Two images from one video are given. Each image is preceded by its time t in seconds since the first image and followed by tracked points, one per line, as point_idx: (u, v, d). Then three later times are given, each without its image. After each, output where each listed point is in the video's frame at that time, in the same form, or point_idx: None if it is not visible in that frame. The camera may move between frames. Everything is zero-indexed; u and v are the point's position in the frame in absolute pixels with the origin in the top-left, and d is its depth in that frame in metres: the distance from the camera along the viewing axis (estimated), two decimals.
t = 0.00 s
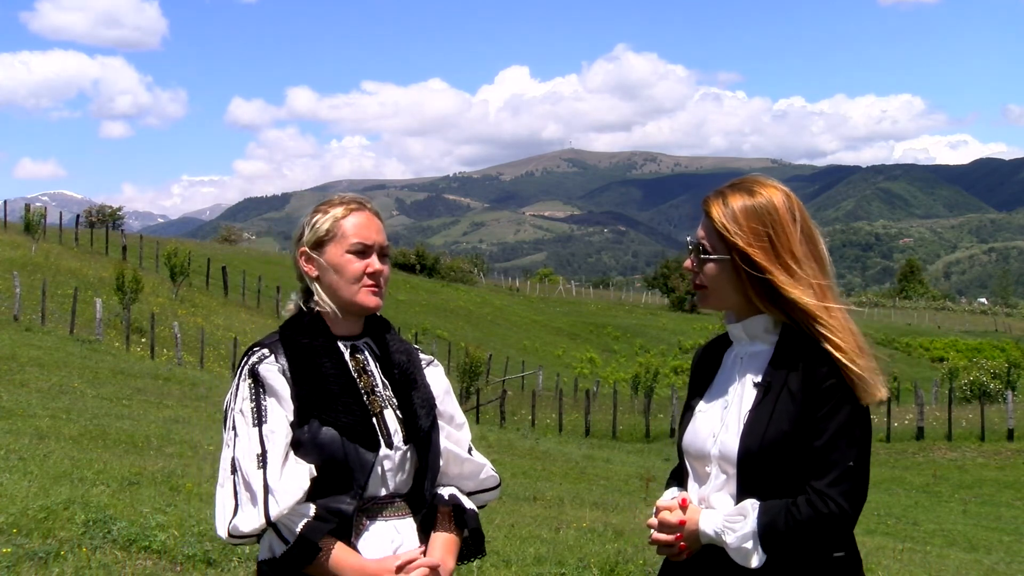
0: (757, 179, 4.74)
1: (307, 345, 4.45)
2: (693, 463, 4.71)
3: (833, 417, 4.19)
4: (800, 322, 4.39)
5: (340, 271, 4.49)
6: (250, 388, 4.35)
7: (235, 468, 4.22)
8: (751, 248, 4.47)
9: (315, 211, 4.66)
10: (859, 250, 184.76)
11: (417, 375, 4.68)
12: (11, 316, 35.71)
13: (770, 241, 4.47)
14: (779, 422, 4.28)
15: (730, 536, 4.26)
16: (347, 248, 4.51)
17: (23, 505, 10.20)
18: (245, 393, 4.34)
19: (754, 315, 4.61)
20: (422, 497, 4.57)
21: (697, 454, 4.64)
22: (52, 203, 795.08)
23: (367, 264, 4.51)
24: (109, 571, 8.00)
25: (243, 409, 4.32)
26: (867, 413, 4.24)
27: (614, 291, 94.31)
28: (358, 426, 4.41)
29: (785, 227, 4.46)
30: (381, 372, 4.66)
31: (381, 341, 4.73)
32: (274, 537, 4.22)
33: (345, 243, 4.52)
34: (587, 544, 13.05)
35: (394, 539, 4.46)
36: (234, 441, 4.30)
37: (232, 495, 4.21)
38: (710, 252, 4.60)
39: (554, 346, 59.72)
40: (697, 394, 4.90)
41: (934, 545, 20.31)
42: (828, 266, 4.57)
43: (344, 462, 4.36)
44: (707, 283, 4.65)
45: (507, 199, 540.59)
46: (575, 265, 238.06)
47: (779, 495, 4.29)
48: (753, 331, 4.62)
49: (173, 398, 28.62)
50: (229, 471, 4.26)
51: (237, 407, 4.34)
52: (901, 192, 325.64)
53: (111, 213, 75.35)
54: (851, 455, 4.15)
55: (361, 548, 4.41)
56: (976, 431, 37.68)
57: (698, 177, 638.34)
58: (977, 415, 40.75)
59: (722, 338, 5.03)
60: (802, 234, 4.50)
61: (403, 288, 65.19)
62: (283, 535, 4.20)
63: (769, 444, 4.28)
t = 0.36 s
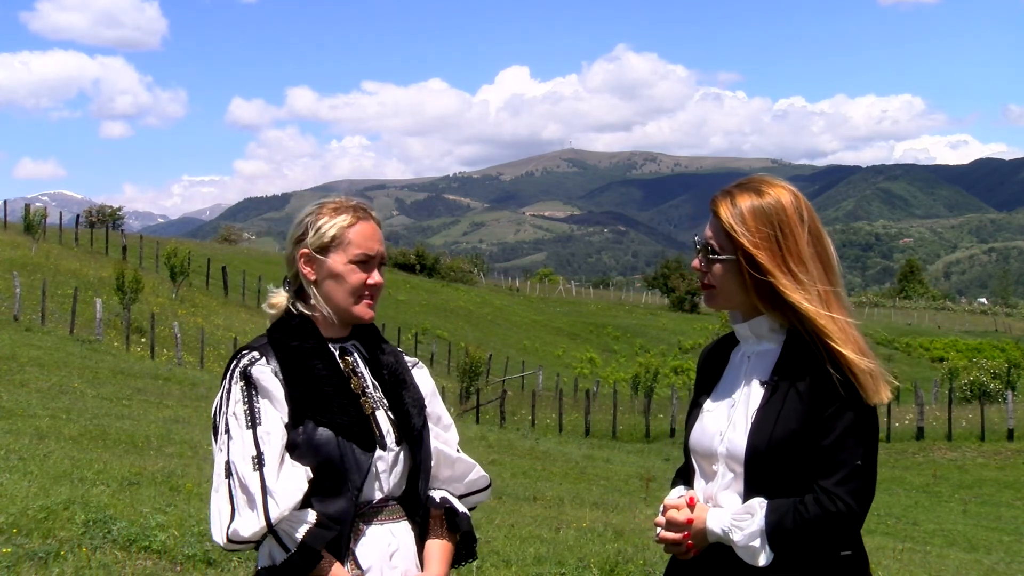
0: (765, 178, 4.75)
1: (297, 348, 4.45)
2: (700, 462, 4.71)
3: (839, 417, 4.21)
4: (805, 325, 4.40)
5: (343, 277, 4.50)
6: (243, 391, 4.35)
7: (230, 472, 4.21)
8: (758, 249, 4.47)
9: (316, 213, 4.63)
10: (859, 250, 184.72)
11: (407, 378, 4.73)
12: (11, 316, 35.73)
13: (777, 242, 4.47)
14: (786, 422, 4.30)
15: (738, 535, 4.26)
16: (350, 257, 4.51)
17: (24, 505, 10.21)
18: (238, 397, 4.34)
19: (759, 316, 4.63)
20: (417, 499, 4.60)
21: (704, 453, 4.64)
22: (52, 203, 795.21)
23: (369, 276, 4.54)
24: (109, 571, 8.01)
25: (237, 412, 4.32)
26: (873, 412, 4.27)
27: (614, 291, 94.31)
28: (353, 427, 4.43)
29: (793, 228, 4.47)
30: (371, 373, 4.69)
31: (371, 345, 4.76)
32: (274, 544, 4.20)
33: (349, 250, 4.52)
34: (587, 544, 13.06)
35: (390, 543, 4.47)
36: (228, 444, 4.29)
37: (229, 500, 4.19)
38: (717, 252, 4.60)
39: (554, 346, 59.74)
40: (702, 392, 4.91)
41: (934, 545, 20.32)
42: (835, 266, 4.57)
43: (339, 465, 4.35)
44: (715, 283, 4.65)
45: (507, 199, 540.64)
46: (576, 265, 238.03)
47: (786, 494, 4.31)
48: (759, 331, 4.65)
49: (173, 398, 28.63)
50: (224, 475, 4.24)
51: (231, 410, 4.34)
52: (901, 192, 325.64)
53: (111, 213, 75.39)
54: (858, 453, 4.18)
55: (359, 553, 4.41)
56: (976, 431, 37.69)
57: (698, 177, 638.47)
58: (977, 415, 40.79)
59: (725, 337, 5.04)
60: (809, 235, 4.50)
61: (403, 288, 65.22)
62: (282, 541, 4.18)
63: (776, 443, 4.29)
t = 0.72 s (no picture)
0: (771, 178, 4.73)
1: (289, 351, 4.44)
2: (704, 460, 4.70)
3: (844, 416, 4.21)
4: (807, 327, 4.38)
5: (338, 280, 4.50)
6: (233, 394, 4.32)
7: (220, 476, 4.17)
8: (762, 251, 4.46)
9: (309, 213, 4.61)
10: (859, 250, 184.75)
11: (397, 382, 4.75)
12: (11, 316, 35.72)
13: (783, 242, 4.45)
14: (791, 421, 4.30)
15: (743, 534, 4.26)
16: (344, 259, 4.51)
17: (23, 505, 10.20)
18: (228, 400, 4.31)
19: (764, 316, 4.63)
20: (406, 504, 4.62)
21: (709, 452, 4.64)
22: (52, 203, 795.29)
23: (363, 277, 4.55)
24: (109, 571, 8.01)
25: (227, 416, 4.29)
26: (879, 411, 4.26)
27: (615, 291, 94.29)
28: (344, 432, 4.43)
29: (797, 229, 4.45)
30: (362, 378, 4.68)
31: (362, 349, 4.75)
32: (263, 550, 4.19)
33: (343, 252, 4.52)
34: (587, 544, 13.06)
35: (379, 549, 4.46)
36: (219, 449, 4.26)
37: (218, 505, 4.15)
38: (722, 252, 4.60)
39: (554, 346, 59.73)
40: (705, 390, 4.92)
41: (934, 545, 20.33)
42: (841, 266, 4.55)
43: (330, 469, 4.35)
44: (720, 282, 4.66)
45: (507, 199, 540.46)
46: (576, 266, 238.02)
47: (792, 493, 4.30)
48: (764, 330, 4.65)
49: (173, 398, 28.62)
50: (213, 479, 4.20)
51: (221, 413, 4.30)
52: (901, 192, 325.62)
53: (111, 213, 75.39)
54: (862, 453, 4.18)
55: (348, 559, 4.39)
56: (976, 431, 37.68)
57: (698, 177, 638.46)
58: (977, 415, 40.79)
59: (728, 336, 5.04)
60: (813, 236, 4.48)
61: (403, 288, 65.22)
62: (271, 547, 4.17)
63: (781, 442, 4.28)
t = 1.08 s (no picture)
0: (769, 178, 4.74)
1: (285, 351, 4.45)
2: (704, 460, 4.71)
3: (845, 416, 4.21)
4: (809, 325, 4.38)
5: (327, 276, 4.51)
6: (229, 395, 4.34)
7: (214, 477, 4.20)
8: (764, 251, 4.47)
9: (299, 214, 4.65)
10: (859, 250, 184.71)
11: (398, 382, 4.73)
12: (11, 316, 35.73)
13: (783, 242, 4.46)
14: (791, 420, 4.30)
15: (744, 533, 4.27)
16: (333, 254, 4.51)
17: (23, 505, 10.21)
18: (224, 401, 4.32)
19: (764, 315, 4.63)
20: (405, 505, 4.61)
21: (709, 452, 4.64)
22: (52, 203, 795.37)
23: (353, 272, 4.53)
24: (109, 571, 8.01)
25: (223, 416, 4.30)
26: (878, 412, 4.27)
27: (615, 291, 94.27)
28: (340, 433, 4.42)
29: (798, 227, 4.46)
30: (361, 378, 4.68)
31: (362, 348, 4.76)
32: (256, 550, 4.21)
33: (332, 248, 4.53)
34: (587, 545, 13.06)
35: (376, 550, 4.46)
36: (214, 449, 4.28)
37: (212, 505, 4.18)
38: (721, 251, 4.61)
39: (554, 346, 59.75)
40: (704, 390, 4.92)
41: (934, 545, 20.33)
42: (840, 265, 4.56)
43: (325, 470, 4.35)
44: (719, 282, 4.66)
45: (507, 199, 540.46)
46: (576, 266, 237.98)
47: (793, 493, 4.31)
48: (763, 330, 4.66)
49: (173, 398, 28.62)
50: (208, 479, 4.23)
51: (217, 413, 4.32)
52: (901, 192, 325.66)
53: (111, 214, 75.40)
54: (863, 452, 4.18)
55: (343, 560, 4.40)
56: (976, 431, 37.66)
57: (698, 176, 638.45)
58: (977, 415, 40.78)
59: (728, 336, 5.04)
60: (814, 235, 4.48)
61: (403, 288, 65.22)
62: (264, 548, 4.20)
63: (781, 442, 4.29)
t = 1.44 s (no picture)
0: (766, 179, 4.72)
1: (290, 350, 4.46)
2: (700, 460, 4.70)
3: (843, 416, 4.21)
4: (806, 328, 4.38)
5: (327, 271, 4.50)
6: (234, 394, 4.35)
7: (218, 476, 4.21)
8: (760, 252, 4.46)
9: (301, 212, 4.66)
10: (859, 250, 184.68)
11: (403, 380, 4.71)
12: (11, 316, 35.73)
13: (780, 243, 4.45)
14: (789, 420, 4.30)
15: (741, 532, 4.25)
16: (334, 251, 4.51)
17: (23, 505, 10.21)
18: (229, 400, 4.34)
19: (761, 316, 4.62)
20: (409, 504, 4.59)
21: (705, 452, 4.64)
22: (52, 203, 795.36)
23: (354, 268, 4.52)
24: (109, 571, 8.01)
25: (227, 415, 4.31)
26: (875, 412, 4.27)
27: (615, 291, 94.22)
28: (344, 432, 4.41)
29: (795, 227, 4.45)
30: (366, 377, 4.67)
31: (366, 346, 4.75)
32: (257, 548, 4.23)
33: (333, 244, 4.52)
34: (587, 544, 13.06)
35: (379, 549, 4.43)
36: (218, 448, 4.29)
37: (215, 503, 4.19)
38: (718, 250, 4.60)
39: (554, 346, 59.73)
40: (701, 389, 4.91)
41: (934, 545, 20.32)
42: (836, 266, 4.56)
43: (328, 469, 4.35)
44: (715, 281, 4.66)
45: (507, 199, 540.42)
46: (575, 266, 237.89)
47: (790, 492, 4.30)
48: (760, 329, 4.64)
49: (173, 398, 28.62)
50: (212, 478, 4.24)
51: (221, 413, 4.33)
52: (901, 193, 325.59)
53: (111, 214, 75.40)
54: (860, 451, 4.18)
55: (345, 558, 4.38)
56: (976, 431, 37.63)
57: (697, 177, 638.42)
58: (977, 415, 40.75)
59: (726, 337, 5.03)
60: (810, 236, 4.48)
61: (403, 288, 65.21)
62: (265, 547, 4.21)
63: (780, 441, 4.28)
